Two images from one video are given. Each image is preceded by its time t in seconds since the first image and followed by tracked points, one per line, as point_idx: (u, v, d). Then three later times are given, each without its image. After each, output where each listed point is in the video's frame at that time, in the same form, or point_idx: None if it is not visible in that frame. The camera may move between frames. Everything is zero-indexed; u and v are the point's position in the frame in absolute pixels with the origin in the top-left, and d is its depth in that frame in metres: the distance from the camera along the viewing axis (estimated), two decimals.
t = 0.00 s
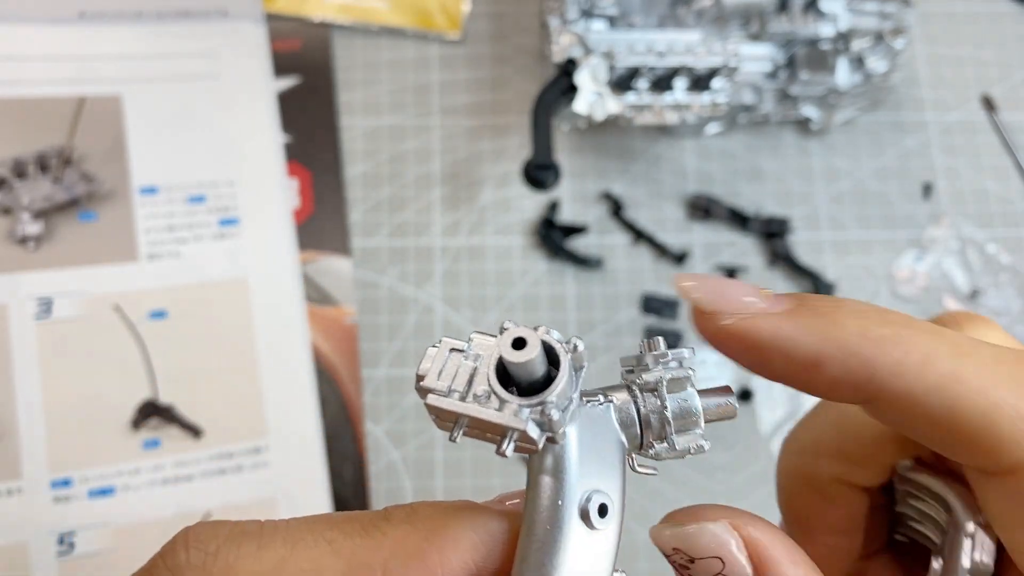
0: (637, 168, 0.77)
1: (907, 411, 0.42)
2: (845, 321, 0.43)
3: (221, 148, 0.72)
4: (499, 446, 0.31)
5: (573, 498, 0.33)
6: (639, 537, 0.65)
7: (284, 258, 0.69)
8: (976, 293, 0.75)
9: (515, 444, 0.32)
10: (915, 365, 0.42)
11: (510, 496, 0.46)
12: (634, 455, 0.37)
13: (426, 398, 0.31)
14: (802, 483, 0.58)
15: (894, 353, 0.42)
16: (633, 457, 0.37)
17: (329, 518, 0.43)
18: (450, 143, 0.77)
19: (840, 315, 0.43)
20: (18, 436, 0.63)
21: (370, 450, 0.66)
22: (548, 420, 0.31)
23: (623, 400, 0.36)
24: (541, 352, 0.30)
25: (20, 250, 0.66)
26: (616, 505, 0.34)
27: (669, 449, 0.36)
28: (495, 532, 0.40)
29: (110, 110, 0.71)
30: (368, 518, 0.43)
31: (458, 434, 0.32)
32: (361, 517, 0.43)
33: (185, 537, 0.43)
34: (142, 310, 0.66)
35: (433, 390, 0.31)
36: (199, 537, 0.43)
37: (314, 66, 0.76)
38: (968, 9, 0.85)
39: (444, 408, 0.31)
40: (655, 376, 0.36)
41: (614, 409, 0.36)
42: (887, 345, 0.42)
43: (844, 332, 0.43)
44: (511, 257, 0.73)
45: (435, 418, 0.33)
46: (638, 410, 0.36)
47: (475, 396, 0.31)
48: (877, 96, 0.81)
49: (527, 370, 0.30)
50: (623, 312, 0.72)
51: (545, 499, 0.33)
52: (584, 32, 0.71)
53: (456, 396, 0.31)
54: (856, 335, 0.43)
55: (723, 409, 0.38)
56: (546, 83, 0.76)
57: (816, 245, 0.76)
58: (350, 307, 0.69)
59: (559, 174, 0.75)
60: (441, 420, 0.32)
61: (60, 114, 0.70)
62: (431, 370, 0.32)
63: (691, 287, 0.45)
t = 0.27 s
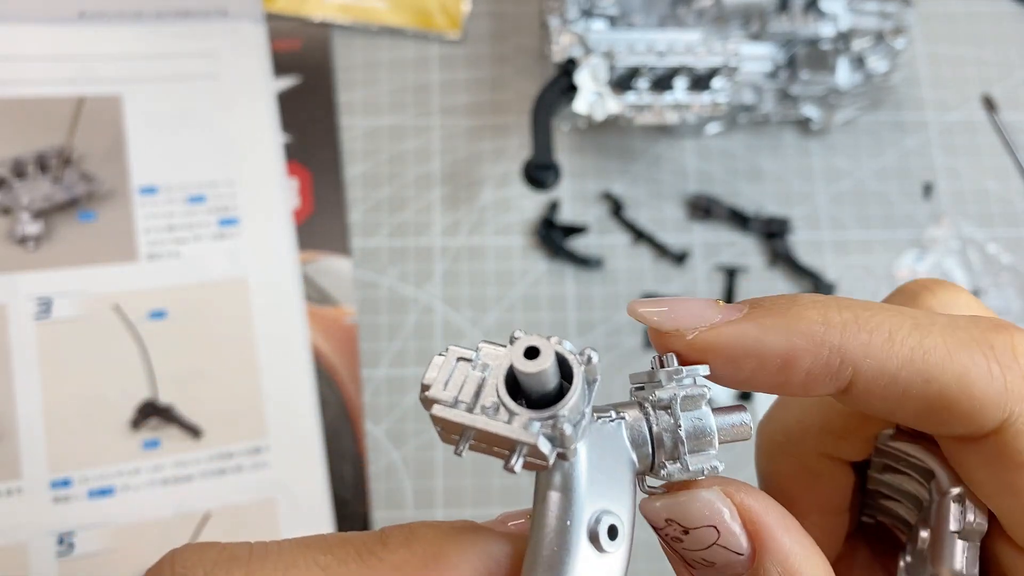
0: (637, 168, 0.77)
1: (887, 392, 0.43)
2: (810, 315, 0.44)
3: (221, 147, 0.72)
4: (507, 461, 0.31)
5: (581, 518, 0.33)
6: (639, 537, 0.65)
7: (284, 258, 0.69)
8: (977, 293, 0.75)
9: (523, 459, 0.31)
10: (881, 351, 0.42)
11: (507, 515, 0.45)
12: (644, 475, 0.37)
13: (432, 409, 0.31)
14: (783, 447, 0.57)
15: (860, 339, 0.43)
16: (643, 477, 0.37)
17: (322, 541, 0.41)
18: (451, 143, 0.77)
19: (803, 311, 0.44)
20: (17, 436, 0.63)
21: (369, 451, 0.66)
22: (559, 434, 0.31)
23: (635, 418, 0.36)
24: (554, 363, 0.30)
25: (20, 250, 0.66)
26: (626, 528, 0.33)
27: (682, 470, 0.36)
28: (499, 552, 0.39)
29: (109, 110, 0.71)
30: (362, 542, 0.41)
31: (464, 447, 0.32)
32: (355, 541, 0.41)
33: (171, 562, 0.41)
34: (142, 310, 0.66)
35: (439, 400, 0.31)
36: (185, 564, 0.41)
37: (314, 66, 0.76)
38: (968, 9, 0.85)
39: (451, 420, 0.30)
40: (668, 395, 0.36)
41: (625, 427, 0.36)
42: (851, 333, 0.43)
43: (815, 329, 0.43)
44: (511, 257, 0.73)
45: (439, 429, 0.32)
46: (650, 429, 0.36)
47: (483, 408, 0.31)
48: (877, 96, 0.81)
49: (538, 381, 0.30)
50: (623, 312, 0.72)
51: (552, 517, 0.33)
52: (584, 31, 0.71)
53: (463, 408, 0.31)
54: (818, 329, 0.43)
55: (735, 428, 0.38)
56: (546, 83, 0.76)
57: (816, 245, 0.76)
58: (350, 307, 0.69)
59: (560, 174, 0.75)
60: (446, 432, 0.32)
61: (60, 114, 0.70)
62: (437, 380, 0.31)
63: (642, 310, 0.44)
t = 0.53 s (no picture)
0: (637, 169, 0.77)
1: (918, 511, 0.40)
2: (866, 542, 0.34)
3: (222, 147, 0.72)
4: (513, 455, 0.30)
5: (582, 513, 0.33)
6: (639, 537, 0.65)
7: (284, 258, 0.69)
8: (977, 293, 0.75)
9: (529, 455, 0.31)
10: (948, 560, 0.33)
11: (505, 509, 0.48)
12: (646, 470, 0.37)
13: (439, 400, 0.31)
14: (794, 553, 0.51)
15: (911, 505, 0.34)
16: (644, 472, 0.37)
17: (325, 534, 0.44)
18: (451, 143, 0.77)
19: (836, 523, 0.34)
20: (17, 436, 0.63)
21: (369, 451, 0.66)
22: (565, 429, 0.30)
23: (637, 415, 0.36)
24: (563, 359, 0.30)
25: (20, 250, 0.66)
26: (623, 521, 0.34)
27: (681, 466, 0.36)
28: (496, 547, 0.42)
29: (109, 110, 0.71)
30: (365, 535, 0.44)
31: (469, 440, 0.31)
32: (359, 535, 0.44)
33: (171, 559, 0.44)
34: (142, 310, 0.66)
35: (447, 392, 0.31)
36: (187, 563, 0.43)
37: (314, 66, 0.76)
38: (969, 9, 0.85)
39: (458, 412, 0.30)
40: (671, 394, 0.37)
41: (628, 422, 0.36)
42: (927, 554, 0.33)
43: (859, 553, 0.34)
44: (511, 257, 0.73)
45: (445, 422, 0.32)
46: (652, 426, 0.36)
47: (490, 401, 0.30)
48: (877, 96, 0.81)
49: (548, 376, 0.30)
50: (623, 312, 0.72)
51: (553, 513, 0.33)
52: (584, 32, 0.71)
53: (470, 400, 0.30)
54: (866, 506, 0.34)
55: (736, 427, 0.39)
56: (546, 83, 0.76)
57: (816, 246, 0.76)
58: (350, 307, 0.69)
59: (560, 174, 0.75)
60: (451, 424, 0.32)
61: (61, 114, 0.70)
62: (444, 372, 0.31)
63: (670, 446, 0.35)
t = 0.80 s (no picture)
0: (637, 169, 0.77)
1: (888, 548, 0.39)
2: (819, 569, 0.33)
3: (222, 147, 0.72)
4: (529, 458, 0.30)
5: (597, 512, 0.33)
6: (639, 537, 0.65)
7: (284, 258, 0.69)
8: (976, 293, 0.75)
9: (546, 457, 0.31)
10: None
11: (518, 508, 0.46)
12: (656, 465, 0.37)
13: (454, 403, 0.31)
14: None
15: (862, 535, 0.33)
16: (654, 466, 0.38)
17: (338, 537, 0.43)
18: (451, 142, 0.77)
19: (790, 548, 0.33)
20: (17, 437, 0.63)
21: (369, 450, 0.66)
22: (583, 432, 0.30)
23: (647, 411, 0.37)
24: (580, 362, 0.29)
25: (20, 251, 0.66)
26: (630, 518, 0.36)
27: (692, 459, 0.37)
28: (515, 546, 0.40)
29: (109, 110, 0.71)
30: (378, 538, 0.43)
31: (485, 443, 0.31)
32: (371, 538, 0.43)
33: (184, 566, 0.42)
34: (142, 310, 0.66)
35: (461, 395, 0.30)
36: (199, 566, 0.42)
37: (314, 66, 0.76)
38: (968, 8, 0.85)
39: (473, 415, 0.30)
40: (682, 390, 0.36)
41: (638, 419, 0.36)
42: None
43: None
44: (511, 257, 0.73)
45: (460, 424, 0.32)
46: (662, 422, 0.37)
47: (505, 404, 0.30)
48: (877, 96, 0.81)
49: (563, 379, 0.29)
50: (623, 312, 0.72)
51: (571, 515, 0.33)
52: (584, 32, 0.71)
53: (485, 404, 0.30)
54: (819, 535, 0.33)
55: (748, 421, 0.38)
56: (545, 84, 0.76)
57: (816, 245, 0.76)
58: (350, 307, 0.69)
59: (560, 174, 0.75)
60: (467, 427, 0.32)
61: (61, 114, 0.70)
62: (459, 375, 0.31)
63: (632, 457, 0.34)
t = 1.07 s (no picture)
0: (637, 169, 0.77)
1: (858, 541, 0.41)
2: (784, 531, 0.33)
3: (222, 146, 0.72)
4: (506, 434, 0.30)
5: (576, 487, 0.33)
6: (639, 537, 0.65)
7: (284, 258, 0.69)
8: (976, 293, 0.75)
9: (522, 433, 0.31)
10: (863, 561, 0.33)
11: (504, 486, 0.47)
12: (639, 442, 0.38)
13: (432, 383, 0.31)
14: None
15: (827, 505, 0.34)
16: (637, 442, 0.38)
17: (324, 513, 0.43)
18: (451, 142, 0.77)
19: (758, 509, 0.34)
20: (18, 437, 0.63)
21: (370, 451, 0.66)
22: (557, 408, 0.30)
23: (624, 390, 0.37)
24: (552, 342, 0.30)
25: (20, 251, 0.66)
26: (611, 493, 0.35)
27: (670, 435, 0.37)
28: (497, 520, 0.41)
29: (109, 110, 0.71)
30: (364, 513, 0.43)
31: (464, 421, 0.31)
32: (357, 513, 0.43)
33: (179, 538, 0.42)
34: (142, 310, 0.66)
35: (440, 374, 0.31)
36: (194, 538, 0.42)
37: (314, 65, 0.76)
38: (969, 8, 0.85)
39: (452, 394, 0.30)
40: (657, 369, 0.36)
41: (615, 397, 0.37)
42: (843, 551, 0.33)
43: (773, 544, 0.33)
44: (511, 257, 0.73)
45: (439, 404, 0.32)
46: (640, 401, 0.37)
47: (482, 382, 0.30)
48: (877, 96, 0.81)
49: (538, 356, 0.30)
50: (623, 312, 0.72)
51: (548, 489, 0.33)
52: (584, 32, 0.71)
53: (463, 382, 0.30)
54: (786, 501, 0.34)
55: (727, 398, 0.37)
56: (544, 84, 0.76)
57: (815, 245, 0.76)
58: (350, 307, 0.69)
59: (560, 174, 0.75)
60: (446, 406, 0.32)
61: (61, 114, 0.70)
62: (438, 355, 0.31)
63: (608, 418, 0.34)
